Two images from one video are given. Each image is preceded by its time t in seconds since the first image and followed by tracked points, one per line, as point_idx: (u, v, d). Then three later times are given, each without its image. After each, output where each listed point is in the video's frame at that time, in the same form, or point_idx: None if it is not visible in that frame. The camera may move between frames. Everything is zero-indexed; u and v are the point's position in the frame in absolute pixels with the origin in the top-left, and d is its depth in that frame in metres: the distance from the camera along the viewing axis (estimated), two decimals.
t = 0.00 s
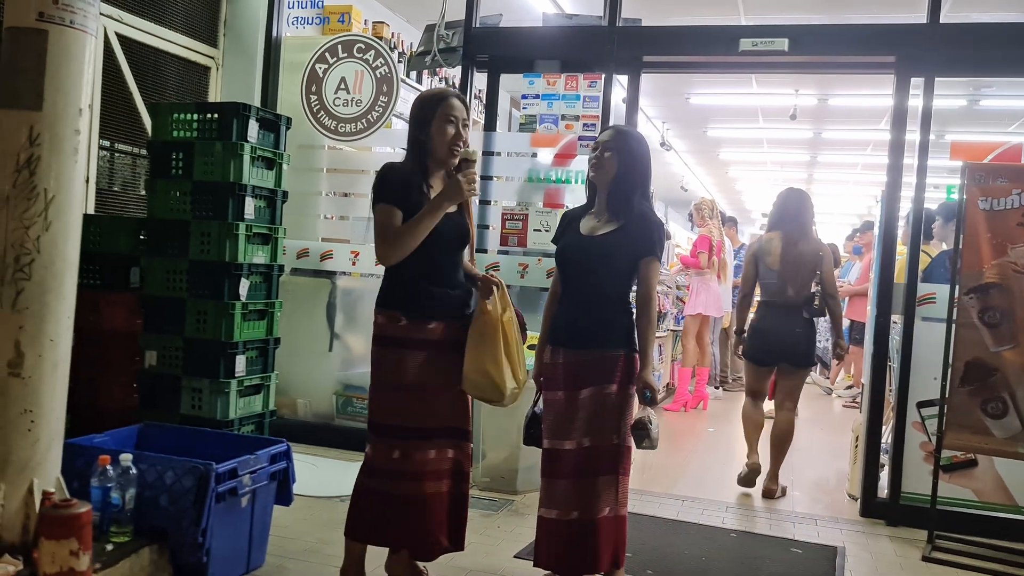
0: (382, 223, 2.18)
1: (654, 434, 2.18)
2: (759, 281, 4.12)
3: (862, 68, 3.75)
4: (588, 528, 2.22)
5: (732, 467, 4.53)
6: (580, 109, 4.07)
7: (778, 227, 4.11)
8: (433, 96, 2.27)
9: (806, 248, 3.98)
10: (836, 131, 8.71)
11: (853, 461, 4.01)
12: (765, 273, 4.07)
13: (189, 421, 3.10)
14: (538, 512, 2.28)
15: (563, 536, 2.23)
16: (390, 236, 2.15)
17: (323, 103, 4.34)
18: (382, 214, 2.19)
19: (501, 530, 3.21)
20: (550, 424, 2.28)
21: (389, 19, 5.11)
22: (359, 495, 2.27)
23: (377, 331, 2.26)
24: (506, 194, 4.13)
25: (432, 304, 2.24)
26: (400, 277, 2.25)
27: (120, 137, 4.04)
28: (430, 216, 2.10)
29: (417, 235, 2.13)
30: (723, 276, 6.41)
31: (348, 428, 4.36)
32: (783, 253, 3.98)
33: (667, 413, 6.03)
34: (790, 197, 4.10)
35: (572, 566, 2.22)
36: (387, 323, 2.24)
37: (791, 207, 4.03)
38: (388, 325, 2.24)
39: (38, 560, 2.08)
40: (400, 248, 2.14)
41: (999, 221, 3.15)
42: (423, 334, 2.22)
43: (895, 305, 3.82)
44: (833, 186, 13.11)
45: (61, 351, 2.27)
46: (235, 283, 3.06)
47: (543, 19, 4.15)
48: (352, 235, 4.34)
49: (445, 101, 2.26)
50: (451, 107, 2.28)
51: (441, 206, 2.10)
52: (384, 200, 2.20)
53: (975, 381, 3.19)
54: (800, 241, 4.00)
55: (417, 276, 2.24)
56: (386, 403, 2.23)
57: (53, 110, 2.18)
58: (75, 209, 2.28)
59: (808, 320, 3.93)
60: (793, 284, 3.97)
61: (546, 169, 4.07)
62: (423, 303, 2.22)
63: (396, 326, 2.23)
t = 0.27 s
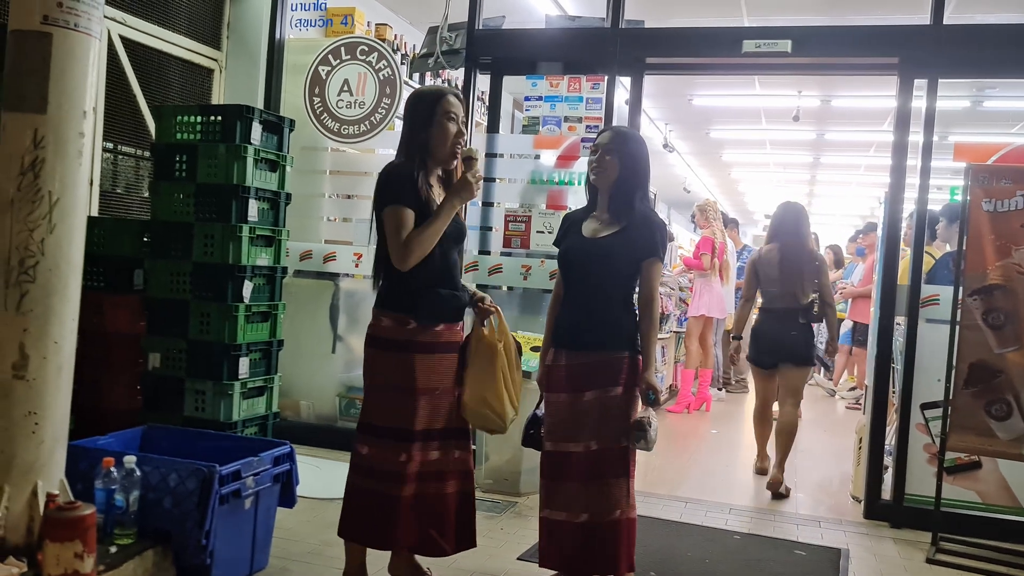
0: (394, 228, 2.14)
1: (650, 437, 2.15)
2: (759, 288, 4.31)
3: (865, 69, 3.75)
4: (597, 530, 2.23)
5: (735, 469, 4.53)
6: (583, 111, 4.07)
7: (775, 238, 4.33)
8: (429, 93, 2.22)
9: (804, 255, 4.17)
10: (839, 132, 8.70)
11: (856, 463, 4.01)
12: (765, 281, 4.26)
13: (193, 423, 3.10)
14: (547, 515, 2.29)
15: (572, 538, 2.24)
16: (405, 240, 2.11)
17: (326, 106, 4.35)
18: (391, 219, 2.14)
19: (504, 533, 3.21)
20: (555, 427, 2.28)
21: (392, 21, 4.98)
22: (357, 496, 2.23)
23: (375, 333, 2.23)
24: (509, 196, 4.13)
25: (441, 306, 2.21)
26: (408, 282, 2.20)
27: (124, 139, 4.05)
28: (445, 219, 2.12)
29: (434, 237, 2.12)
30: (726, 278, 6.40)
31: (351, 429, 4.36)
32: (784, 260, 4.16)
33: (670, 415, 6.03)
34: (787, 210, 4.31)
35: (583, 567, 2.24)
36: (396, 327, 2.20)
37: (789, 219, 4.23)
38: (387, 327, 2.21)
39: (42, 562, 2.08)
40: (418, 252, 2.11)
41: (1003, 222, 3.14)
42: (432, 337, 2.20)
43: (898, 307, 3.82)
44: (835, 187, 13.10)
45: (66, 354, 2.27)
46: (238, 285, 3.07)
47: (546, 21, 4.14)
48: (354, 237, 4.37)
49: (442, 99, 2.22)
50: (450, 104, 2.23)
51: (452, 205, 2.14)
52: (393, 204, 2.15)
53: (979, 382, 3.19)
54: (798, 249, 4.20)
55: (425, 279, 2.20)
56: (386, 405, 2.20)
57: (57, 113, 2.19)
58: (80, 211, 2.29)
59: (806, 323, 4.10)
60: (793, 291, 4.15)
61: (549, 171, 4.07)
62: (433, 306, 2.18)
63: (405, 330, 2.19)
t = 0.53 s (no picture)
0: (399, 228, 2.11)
1: (662, 437, 2.18)
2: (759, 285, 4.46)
3: (867, 69, 3.74)
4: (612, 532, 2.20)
5: (737, 469, 4.52)
6: (584, 111, 4.08)
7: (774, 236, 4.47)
8: (428, 92, 2.20)
9: (802, 253, 4.32)
10: (840, 132, 8.69)
11: (858, 463, 4.01)
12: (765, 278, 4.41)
13: (195, 424, 3.10)
14: (560, 520, 2.26)
15: (588, 542, 2.21)
16: (412, 241, 2.10)
17: (327, 106, 4.39)
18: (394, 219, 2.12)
19: (506, 533, 3.21)
20: (566, 430, 2.26)
21: (393, 22, 4.87)
22: (365, 503, 2.22)
23: (375, 336, 2.21)
24: (511, 196, 4.14)
25: (443, 307, 2.20)
26: (410, 283, 2.17)
27: (125, 140, 4.05)
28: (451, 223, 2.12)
29: (440, 238, 2.12)
30: (728, 278, 6.39)
31: (353, 430, 4.36)
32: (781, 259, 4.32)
33: (672, 415, 6.03)
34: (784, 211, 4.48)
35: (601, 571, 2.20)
36: (399, 330, 2.17)
37: (786, 220, 4.39)
38: (387, 330, 2.19)
39: (45, 563, 2.09)
40: (426, 254, 2.10)
41: (1005, 222, 3.14)
42: (436, 339, 2.20)
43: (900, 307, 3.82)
44: (836, 187, 13.09)
45: (68, 355, 2.27)
46: (240, 286, 3.07)
47: (547, 21, 4.14)
48: (356, 238, 4.39)
49: (443, 97, 2.21)
50: (451, 104, 2.22)
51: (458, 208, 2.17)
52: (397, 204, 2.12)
53: (981, 382, 3.18)
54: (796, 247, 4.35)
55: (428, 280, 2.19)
56: (390, 409, 2.18)
57: (59, 115, 2.19)
58: (82, 212, 2.29)
59: (805, 318, 4.26)
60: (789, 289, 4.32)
61: (551, 171, 4.09)
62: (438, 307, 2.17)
63: (409, 332, 2.16)
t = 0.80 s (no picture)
0: (400, 231, 2.11)
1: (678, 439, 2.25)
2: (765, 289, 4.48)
3: (868, 69, 3.74)
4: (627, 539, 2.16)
5: (739, 470, 4.52)
6: (586, 112, 4.07)
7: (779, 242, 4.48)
8: (428, 93, 2.20)
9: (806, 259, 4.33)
10: (841, 133, 8.68)
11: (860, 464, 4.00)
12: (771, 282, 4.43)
13: (197, 425, 3.10)
14: (572, 525, 2.22)
15: (602, 548, 2.17)
16: (414, 244, 2.10)
17: (328, 107, 4.40)
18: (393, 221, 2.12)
19: (508, 534, 3.21)
20: (579, 435, 2.21)
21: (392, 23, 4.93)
22: (369, 505, 2.21)
23: (376, 338, 2.20)
24: (512, 198, 4.15)
25: (446, 308, 2.20)
26: (410, 285, 2.17)
27: (127, 141, 4.05)
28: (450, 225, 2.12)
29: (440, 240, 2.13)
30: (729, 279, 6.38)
31: (355, 432, 4.36)
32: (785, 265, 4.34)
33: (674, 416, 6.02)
34: (791, 218, 4.49)
35: None
36: (403, 332, 2.16)
37: (792, 227, 4.39)
38: (389, 333, 2.18)
39: (47, 564, 2.09)
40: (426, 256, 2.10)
41: (1007, 221, 3.14)
42: (439, 340, 2.20)
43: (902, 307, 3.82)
44: (838, 188, 13.07)
45: (70, 356, 2.28)
46: (242, 287, 3.07)
47: (548, 22, 4.15)
48: (358, 239, 4.40)
49: (441, 98, 2.21)
50: (449, 105, 2.22)
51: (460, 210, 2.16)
52: (397, 207, 2.12)
53: (983, 382, 3.18)
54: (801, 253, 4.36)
55: (431, 282, 2.19)
56: (393, 412, 2.17)
57: (60, 116, 2.19)
58: (84, 213, 2.29)
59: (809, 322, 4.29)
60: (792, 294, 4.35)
61: (552, 172, 4.09)
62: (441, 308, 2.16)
63: (413, 334, 2.16)
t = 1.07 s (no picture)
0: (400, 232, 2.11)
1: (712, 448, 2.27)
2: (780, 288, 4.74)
3: (870, 69, 3.74)
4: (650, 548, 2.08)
5: (742, 470, 4.51)
6: (588, 112, 4.07)
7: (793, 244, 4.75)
8: (429, 94, 2.20)
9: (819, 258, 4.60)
10: (844, 133, 8.68)
11: (863, 464, 4.00)
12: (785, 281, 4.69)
13: (199, 425, 3.11)
14: (590, 535, 2.12)
15: (624, 558, 2.08)
16: (414, 245, 2.10)
17: (330, 108, 4.41)
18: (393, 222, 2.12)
19: (510, 534, 3.21)
20: (601, 444, 2.11)
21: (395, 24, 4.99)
22: (371, 506, 2.21)
23: (378, 339, 2.20)
24: (514, 198, 4.15)
25: (446, 308, 2.19)
26: (410, 285, 2.17)
27: (129, 143, 4.06)
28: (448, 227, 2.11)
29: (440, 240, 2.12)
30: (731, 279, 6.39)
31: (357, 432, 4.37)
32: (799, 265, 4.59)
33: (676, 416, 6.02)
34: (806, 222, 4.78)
35: None
36: (404, 333, 2.16)
37: (807, 229, 4.68)
38: (391, 333, 2.18)
39: (50, 564, 2.09)
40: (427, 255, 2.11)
41: (1010, 221, 3.13)
42: (440, 340, 2.20)
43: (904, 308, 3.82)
44: (840, 188, 13.06)
45: (73, 356, 2.28)
46: (245, 287, 3.07)
47: (551, 22, 4.15)
48: (360, 240, 4.41)
49: (442, 98, 2.20)
50: (450, 105, 2.21)
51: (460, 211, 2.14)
52: (398, 209, 2.13)
53: (986, 383, 3.17)
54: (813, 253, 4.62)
55: (431, 282, 2.19)
56: (395, 413, 2.17)
57: (63, 117, 2.19)
58: (86, 214, 2.29)
59: (820, 318, 4.54)
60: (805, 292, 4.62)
61: (555, 172, 4.09)
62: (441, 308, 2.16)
63: (413, 334, 2.16)
